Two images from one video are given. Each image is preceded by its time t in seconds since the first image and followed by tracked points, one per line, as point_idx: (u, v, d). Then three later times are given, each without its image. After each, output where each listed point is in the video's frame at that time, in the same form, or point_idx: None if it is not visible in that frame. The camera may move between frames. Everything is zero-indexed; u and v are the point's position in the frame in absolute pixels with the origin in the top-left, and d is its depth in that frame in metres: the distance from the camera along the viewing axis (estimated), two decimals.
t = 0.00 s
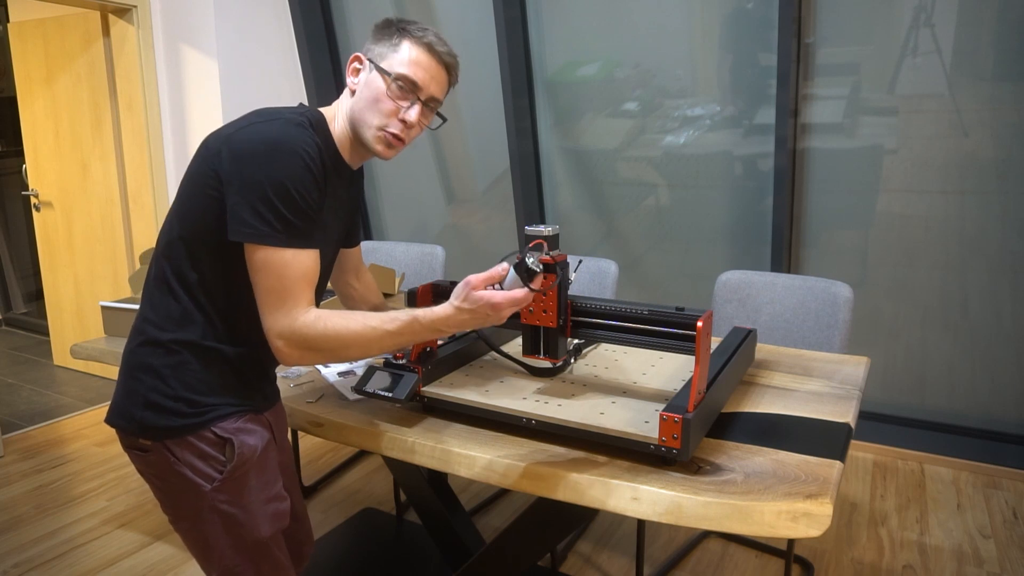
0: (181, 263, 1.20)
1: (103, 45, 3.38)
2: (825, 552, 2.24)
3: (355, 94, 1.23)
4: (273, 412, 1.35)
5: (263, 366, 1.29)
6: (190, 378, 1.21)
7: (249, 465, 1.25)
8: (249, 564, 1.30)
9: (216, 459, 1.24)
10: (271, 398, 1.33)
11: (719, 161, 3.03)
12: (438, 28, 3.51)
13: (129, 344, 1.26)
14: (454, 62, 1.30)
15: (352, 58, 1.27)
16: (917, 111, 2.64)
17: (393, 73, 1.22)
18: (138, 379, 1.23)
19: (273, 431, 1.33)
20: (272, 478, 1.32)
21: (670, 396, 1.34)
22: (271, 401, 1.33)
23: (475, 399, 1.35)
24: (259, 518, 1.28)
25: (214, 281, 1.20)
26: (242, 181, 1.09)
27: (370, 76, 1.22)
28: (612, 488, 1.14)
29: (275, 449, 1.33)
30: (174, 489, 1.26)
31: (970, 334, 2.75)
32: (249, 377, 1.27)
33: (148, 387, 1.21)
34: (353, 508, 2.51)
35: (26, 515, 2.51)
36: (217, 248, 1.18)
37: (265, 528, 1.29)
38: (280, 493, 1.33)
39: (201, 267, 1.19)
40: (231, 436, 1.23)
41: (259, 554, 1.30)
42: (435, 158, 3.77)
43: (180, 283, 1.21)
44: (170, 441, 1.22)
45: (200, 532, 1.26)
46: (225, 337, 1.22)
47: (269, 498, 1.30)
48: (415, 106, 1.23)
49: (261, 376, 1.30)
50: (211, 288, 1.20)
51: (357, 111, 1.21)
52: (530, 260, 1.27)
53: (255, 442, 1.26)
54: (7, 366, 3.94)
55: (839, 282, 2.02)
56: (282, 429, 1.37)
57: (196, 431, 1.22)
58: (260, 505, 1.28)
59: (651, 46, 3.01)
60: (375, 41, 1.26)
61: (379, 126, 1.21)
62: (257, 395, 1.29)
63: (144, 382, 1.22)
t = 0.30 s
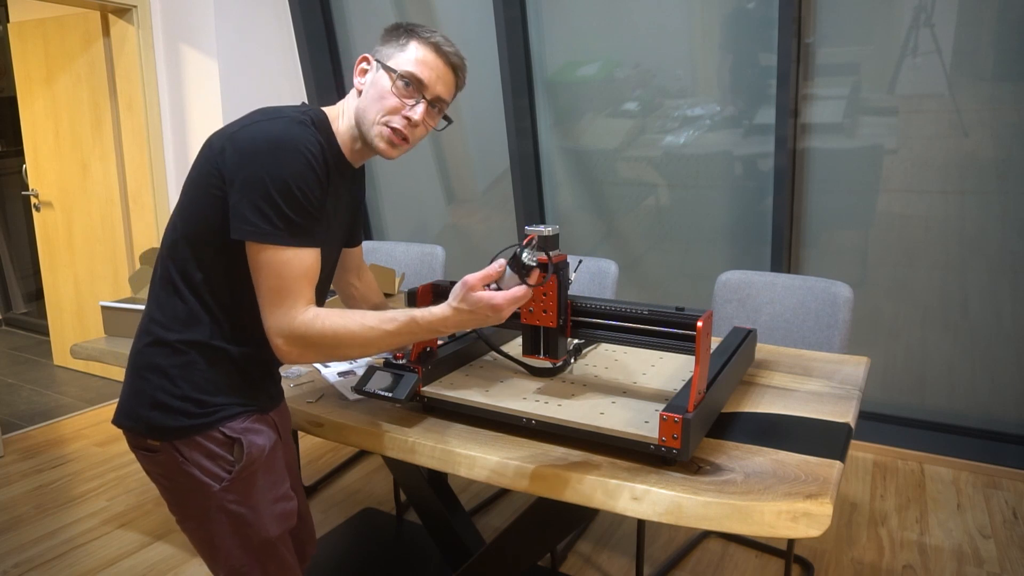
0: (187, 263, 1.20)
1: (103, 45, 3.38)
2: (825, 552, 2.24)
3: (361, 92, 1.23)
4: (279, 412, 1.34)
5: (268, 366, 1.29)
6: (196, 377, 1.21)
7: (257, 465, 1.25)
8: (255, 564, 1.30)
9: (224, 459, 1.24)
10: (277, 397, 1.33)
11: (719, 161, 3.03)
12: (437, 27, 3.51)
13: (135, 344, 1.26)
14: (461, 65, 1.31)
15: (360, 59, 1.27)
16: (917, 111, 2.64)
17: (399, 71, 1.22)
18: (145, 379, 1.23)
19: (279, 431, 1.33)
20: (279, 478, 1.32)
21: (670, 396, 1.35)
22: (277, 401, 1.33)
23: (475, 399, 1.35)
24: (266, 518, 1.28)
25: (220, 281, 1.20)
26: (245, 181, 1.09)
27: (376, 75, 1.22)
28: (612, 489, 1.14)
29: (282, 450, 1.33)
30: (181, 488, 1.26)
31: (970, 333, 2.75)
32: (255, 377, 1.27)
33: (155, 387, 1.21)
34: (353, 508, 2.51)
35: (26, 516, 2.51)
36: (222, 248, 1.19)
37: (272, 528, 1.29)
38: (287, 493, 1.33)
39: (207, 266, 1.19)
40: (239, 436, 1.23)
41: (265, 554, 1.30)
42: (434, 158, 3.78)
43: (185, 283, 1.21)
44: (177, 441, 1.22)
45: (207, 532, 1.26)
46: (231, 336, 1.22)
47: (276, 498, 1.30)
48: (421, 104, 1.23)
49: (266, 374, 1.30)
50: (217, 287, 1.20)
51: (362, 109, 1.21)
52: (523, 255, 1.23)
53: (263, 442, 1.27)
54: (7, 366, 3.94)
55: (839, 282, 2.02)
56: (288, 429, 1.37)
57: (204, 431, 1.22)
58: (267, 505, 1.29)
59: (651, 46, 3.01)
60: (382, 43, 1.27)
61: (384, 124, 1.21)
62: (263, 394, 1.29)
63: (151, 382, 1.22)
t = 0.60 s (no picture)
0: (188, 260, 1.20)
1: (103, 45, 3.38)
2: (825, 552, 2.24)
3: (371, 96, 1.21)
4: (280, 411, 1.34)
5: (270, 363, 1.29)
6: (198, 375, 1.21)
7: (256, 465, 1.25)
8: (252, 564, 1.30)
9: (223, 458, 1.24)
10: (277, 395, 1.32)
11: (719, 161, 3.03)
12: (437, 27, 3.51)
13: (136, 341, 1.26)
14: (467, 62, 1.29)
15: (367, 50, 1.22)
16: (917, 111, 2.64)
17: (412, 81, 1.20)
18: (146, 376, 1.23)
19: (280, 430, 1.33)
20: (279, 477, 1.32)
21: (670, 396, 1.34)
22: (278, 400, 1.33)
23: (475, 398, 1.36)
24: (264, 518, 1.28)
25: (221, 278, 1.20)
26: (245, 178, 1.08)
27: (388, 81, 1.20)
28: (612, 489, 1.14)
29: (282, 449, 1.33)
30: (180, 486, 1.26)
31: (970, 333, 2.75)
32: (257, 375, 1.27)
33: (156, 384, 1.21)
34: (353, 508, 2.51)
35: (26, 516, 2.50)
36: (223, 244, 1.18)
37: (270, 528, 1.29)
38: (286, 493, 1.33)
39: (208, 263, 1.19)
40: (239, 435, 1.23)
41: (263, 554, 1.30)
42: (435, 158, 3.78)
43: (186, 279, 1.21)
44: (178, 439, 1.22)
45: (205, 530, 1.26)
46: (233, 333, 1.22)
47: (275, 498, 1.30)
48: (431, 115, 1.24)
49: (267, 372, 1.30)
50: (219, 284, 1.20)
51: (372, 117, 1.22)
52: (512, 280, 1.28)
53: (263, 442, 1.26)
54: (7, 366, 3.94)
55: (839, 282, 2.02)
56: (289, 428, 1.37)
57: (204, 429, 1.22)
58: (266, 505, 1.28)
59: (651, 46, 3.00)
60: (389, 37, 1.22)
61: (396, 134, 1.23)
62: (264, 392, 1.29)
63: (152, 379, 1.22)
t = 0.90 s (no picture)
0: (187, 262, 1.20)
1: (103, 45, 3.38)
2: (825, 552, 2.24)
3: (372, 109, 1.21)
4: (282, 411, 1.34)
5: (272, 363, 1.29)
6: (201, 375, 1.21)
7: (261, 465, 1.25)
8: (257, 563, 1.29)
9: (228, 457, 1.24)
10: (279, 395, 1.32)
11: (719, 161, 3.03)
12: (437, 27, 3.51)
13: (139, 343, 1.26)
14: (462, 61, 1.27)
15: (363, 60, 1.18)
16: (917, 111, 2.64)
17: (415, 95, 1.20)
18: (150, 378, 1.23)
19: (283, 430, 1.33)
20: (283, 477, 1.31)
21: (670, 396, 1.34)
22: (280, 399, 1.33)
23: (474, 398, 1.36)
24: (268, 518, 1.27)
25: (222, 280, 1.20)
26: (243, 185, 1.09)
27: (391, 95, 1.19)
28: (612, 489, 1.14)
29: (285, 450, 1.33)
30: (185, 485, 1.26)
31: (970, 333, 2.75)
32: (259, 375, 1.27)
33: (160, 385, 1.21)
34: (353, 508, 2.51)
35: (26, 515, 2.50)
36: (223, 247, 1.18)
37: (274, 527, 1.28)
38: (290, 493, 1.33)
39: (208, 265, 1.19)
40: (243, 435, 1.22)
41: (267, 554, 1.29)
42: (434, 158, 3.78)
43: (185, 282, 1.21)
44: (183, 439, 1.22)
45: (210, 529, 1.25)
46: (234, 334, 1.22)
47: (279, 497, 1.29)
48: (432, 122, 1.27)
49: (269, 373, 1.29)
50: (218, 286, 1.20)
51: (376, 129, 1.23)
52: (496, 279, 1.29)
53: (267, 442, 1.26)
54: (7, 366, 3.94)
55: (839, 282, 2.02)
56: (291, 428, 1.37)
57: (208, 429, 1.22)
58: (270, 504, 1.28)
59: (651, 46, 3.00)
60: (387, 44, 1.17)
61: (400, 143, 1.27)
62: (266, 392, 1.29)
63: (156, 380, 1.22)
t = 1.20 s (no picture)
0: (187, 263, 1.20)
1: (103, 46, 3.38)
2: (825, 552, 2.24)
3: (366, 105, 1.21)
4: (282, 409, 1.34)
5: (272, 362, 1.29)
6: (201, 375, 1.21)
7: (260, 463, 1.25)
8: (257, 562, 1.29)
9: (227, 456, 1.24)
10: (280, 394, 1.32)
11: (719, 161, 3.03)
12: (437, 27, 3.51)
13: (139, 344, 1.26)
14: (460, 62, 1.26)
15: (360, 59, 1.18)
16: (917, 111, 2.64)
17: (409, 91, 1.19)
18: (151, 378, 1.23)
19: (283, 429, 1.33)
20: (283, 476, 1.31)
21: (670, 396, 1.34)
22: (281, 398, 1.33)
23: (475, 399, 1.36)
24: (269, 517, 1.27)
25: (222, 280, 1.19)
26: (245, 190, 1.09)
27: (385, 91, 1.19)
28: (612, 489, 1.14)
29: (285, 448, 1.33)
30: (185, 484, 1.26)
31: (970, 333, 2.75)
32: (259, 374, 1.27)
33: (160, 385, 1.21)
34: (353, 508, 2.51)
35: (26, 516, 2.50)
36: (224, 247, 1.18)
37: (275, 526, 1.28)
38: (291, 491, 1.33)
39: (208, 266, 1.19)
40: (243, 434, 1.22)
41: (267, 553, 1.29)
42: (434, 158, 3.78)
43: (186, 282, 1.21)
44: (183, 438, 1.22)
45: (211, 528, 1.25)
46: (235, 334, 1.22)
47: (279, 496, 1.29)
48: (428, 122, 1.26)
49: (270, 372, 1.29)
50: (217, 286, 1.20)
51: (370, 126, 1.22)
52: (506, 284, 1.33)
53: (267, 440, 1.26)
54: (7, 366, 3.94)
55: (839, 282, 2.02)
56: (292, 427, 1.36)
57: (208, 428, 1.22)
58: (270, 503, 1.28)
59: (651, 46, 3.00)
60: (384, 43, 1.18)
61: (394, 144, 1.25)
62: (267, 391, 1.29)
63: (157, 380, 1.22)
